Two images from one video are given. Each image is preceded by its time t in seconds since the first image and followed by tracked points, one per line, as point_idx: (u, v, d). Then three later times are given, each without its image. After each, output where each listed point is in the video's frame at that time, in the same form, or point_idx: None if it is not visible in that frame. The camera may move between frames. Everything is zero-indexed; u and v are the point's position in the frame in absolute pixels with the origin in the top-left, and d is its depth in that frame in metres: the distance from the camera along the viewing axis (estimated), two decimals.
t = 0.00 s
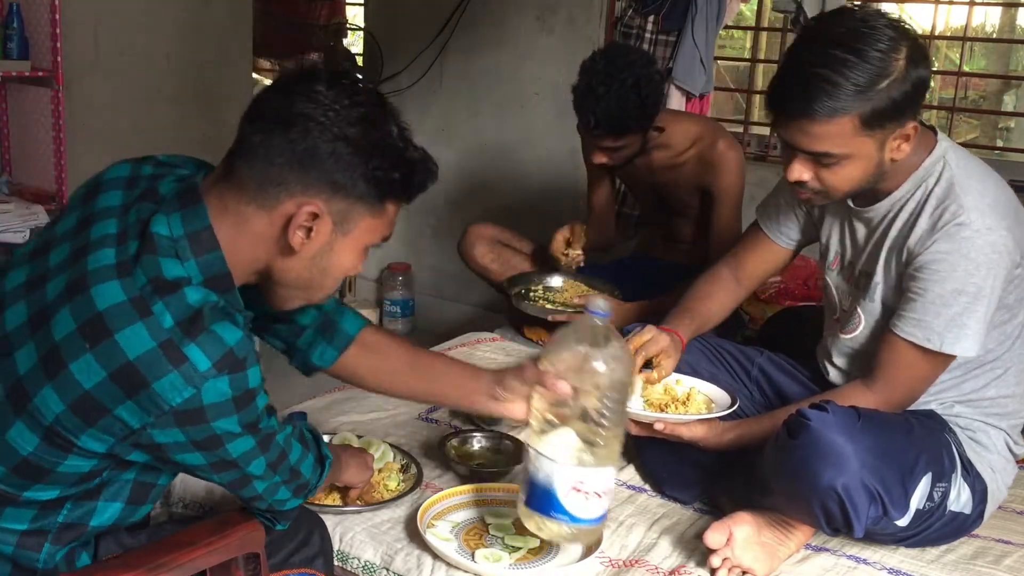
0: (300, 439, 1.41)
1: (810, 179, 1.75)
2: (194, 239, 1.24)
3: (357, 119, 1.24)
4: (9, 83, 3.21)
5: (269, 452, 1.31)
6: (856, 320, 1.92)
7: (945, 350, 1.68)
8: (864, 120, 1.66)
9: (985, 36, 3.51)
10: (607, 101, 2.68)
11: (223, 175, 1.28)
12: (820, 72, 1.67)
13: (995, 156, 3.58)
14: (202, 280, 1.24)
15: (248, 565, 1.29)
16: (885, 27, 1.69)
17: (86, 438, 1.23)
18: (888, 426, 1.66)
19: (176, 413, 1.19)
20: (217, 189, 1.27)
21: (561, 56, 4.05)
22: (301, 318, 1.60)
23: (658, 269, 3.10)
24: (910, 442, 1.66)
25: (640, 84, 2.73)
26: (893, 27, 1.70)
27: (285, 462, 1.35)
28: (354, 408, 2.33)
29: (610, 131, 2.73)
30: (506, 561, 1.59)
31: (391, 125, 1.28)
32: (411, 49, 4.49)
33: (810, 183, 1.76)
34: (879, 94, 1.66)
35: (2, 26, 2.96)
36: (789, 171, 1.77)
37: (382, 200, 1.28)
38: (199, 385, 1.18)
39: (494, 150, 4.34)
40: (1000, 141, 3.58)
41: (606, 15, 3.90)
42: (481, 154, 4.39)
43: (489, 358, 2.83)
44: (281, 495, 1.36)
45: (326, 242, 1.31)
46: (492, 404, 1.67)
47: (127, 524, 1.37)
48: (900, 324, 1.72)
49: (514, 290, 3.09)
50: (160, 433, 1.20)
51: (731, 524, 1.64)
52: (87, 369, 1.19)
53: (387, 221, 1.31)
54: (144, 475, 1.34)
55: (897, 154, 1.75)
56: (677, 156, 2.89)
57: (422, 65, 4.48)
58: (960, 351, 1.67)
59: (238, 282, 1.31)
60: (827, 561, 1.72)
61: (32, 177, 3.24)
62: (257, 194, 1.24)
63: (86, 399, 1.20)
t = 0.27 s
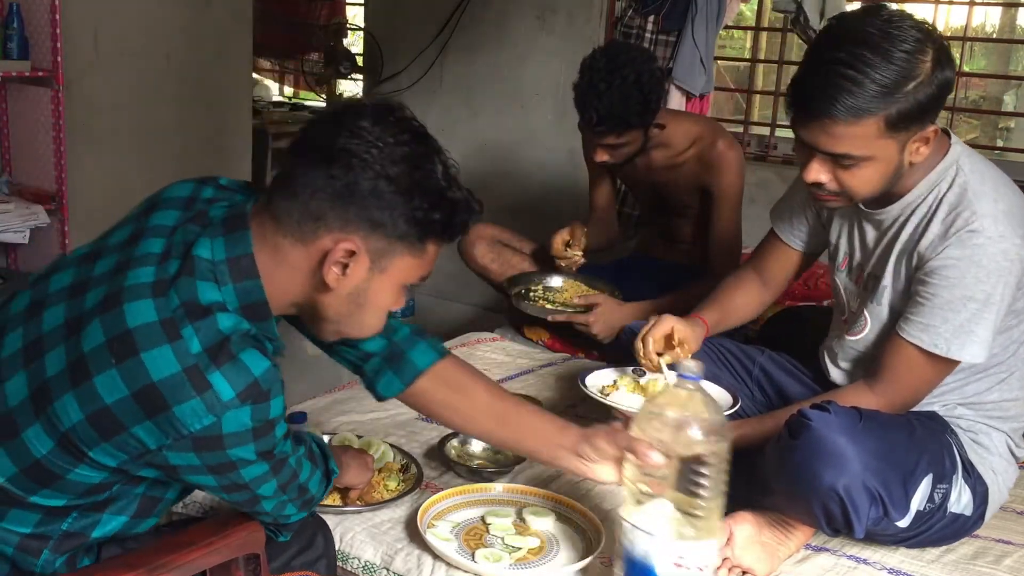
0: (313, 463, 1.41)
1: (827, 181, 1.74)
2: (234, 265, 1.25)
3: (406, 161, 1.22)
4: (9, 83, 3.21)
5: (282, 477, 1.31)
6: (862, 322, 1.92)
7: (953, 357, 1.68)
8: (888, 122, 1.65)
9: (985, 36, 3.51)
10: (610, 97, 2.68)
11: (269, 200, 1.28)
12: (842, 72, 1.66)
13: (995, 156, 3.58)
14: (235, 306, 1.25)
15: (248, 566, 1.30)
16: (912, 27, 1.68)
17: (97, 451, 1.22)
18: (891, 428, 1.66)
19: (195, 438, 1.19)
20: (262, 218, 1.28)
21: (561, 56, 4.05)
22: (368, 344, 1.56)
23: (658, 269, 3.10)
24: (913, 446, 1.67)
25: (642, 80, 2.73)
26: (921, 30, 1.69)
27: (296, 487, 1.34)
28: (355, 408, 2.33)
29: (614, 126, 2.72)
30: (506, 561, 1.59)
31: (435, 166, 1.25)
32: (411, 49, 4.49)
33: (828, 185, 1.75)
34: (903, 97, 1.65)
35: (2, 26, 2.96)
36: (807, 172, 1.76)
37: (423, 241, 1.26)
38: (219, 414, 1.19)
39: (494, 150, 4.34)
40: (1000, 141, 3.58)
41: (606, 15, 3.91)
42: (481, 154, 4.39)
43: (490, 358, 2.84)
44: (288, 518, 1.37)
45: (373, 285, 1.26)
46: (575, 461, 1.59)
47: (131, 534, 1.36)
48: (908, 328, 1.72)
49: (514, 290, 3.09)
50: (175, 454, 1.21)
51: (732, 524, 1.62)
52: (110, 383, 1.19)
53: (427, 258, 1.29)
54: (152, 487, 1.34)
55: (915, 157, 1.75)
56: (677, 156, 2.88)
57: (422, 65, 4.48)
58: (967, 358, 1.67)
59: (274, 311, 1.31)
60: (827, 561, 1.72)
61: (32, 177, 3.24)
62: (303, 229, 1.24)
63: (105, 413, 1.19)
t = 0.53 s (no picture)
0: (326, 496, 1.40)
1: (836, 176, 1.72)
2: (272, 296, 1.24)
3: (454, 210, 1.19)
4: (8, 83, 3.21)
5: (296, 508, 1.29)
6: (863, 322, 1.91)
7: (952, 354, 1.68)
8: (893, 105, 1.66)
9: (985, 36, 3.51)
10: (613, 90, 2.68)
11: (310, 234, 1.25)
12: (841, 62, 1.67)
13: (995, 156, 3.57)
14: (269, 338, 1.24)
15: (249, 566, 1.30)
16: (902, 14, 1.70)
17: (116, 468, 1.21)
18: (892, 428, 1.66)
19: (216, 467, 1.18)
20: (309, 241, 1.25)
21: (561, 56, 4.06)
22: (414, 373, 1.53)
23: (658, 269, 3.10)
24: (915, 447, 1.67)
25: (644, 77, 2.73)
26: (911, 17, 1.71)
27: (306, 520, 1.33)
28: (355, 408, 2.33)
29: (617, 124, 2.71)
30: (506, 561, 1.59)
31: (482, 216, 1.22)
32: (411, 49, 4.50)
33: (837, 181, 1.73)
34: (903, 80, 1.66)
35: (2, 27, 2.96)
36: (815, 167, 1.74)
37: (465, 293, 1.23)
38: (242, 446, 1.17)
39: (494, 150, 4.34)
40: (1000, 141, 3.58)
41: (606, 16, 3.92)
42: (481, 153, 4.39)
43: (490, 358, 2.84)
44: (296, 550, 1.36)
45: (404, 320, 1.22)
46: (638, 498, 1.54)
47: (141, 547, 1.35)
48: (908, 326, 1.72)
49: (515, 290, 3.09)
50: (195, 478, 1.19)
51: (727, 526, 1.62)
52: (138, 403, 1.17)
53: (467, 309, 1.25)
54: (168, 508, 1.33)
55: (917, 144, 1.75)
56: (677, 155, 2.88)
57: (422, 65, 4.48)
58: (967, 355, 1.67)
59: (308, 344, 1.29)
60: (827, 561, 1.72)
61: (32, 177, 3.24)
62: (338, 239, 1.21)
63: (130, 431, 1.18)
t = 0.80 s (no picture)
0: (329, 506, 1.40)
1: (821, 171, 1.73)
2: (276, 300, 1.24)
3: (456, 212, 1.20)
4: (8, 83, 3.21)
5: (297, 511, 1.29)
6: (858, 321, 1.91)
7: (944, 347, 1.68)
8: (870, 94, 1.67)
9: (985, 36, 3.50)
10: (615, 92, 2.68)
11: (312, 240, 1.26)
12: (817, 55, 1.68)
13: (995, 156, 3.57)
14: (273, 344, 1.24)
15: (249, 566, 1.30)
16: (873, 8, 1.73)
17: (118, 470, 1.21)
18: (890, 427, 1.66)
19: (218, 470, 1.18)
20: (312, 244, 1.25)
21: (561, 56, 4.05)
22: (413, 378, 1.51)
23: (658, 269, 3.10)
24: (915, 447, 1.67)
25: (645, 77, 2.73)
26: (881, 8, 1.73)
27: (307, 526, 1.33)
28: (356, 408, 2.33)
29: (618, 124, 2.71)
30: (506, 561, 1.59)
31: (485, 216, 1.23)
32: (410, 49, 4.50)
33: (820, 175, 1.74)
34: (879, 68, 1.67)
35: (2, 27, 2.96)
36: (798, 161, 1.75)
37: (468, 292, 1.24)
38: (245, 450, 1.17)
39: (494, 150, 4.34)
40: (1000, 141, 3.59)
41: (606, 16, 3.92)
42: (481, 153, 4.39)
43: (489, 358, 2.84)
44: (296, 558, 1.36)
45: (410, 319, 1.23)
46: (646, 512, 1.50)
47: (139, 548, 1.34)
48: (901, 321, 1.72)
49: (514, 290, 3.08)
50: (197, 481, 1.19)
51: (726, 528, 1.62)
52: (140, 406, 1.17)
53: (469, 309, 1.27)
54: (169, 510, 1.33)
55: (903, 136, 1.75)
56: (678, 155, 2.88)
57: (422, 64, 4.48)
58: (960, 347, 1.67)
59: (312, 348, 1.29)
60: (827, 561, 1.72)
61: (32, 177, 3.24)
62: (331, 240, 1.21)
63: (132, 434, 1.18)
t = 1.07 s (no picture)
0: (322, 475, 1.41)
1: (779, 173, 1.77)
2: (240, 267, 1.25)
3: (399, 145, 1.23)
4: (8, 83, 3.21)
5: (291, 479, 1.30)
6: (848, 321, 1.92)
7: (927, 340, 1.68)
8: (819, 103, 1.69)
9: (985, 36, 3.50)
10: (615, 92, 2.68)
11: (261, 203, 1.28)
12: (773, 59, 1.72)
13: (995, 156, 3.57)
14: (243, 310, 1.25)
15: (248, 565, 1.30)
16: (835, 15, 1.74)
17: (107, 456, 1.22)
18: (889, 426, 1.66)
19: (207, 440, 1.18)
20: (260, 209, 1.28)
21: (561, 56, 4.05)
22: (358, 338, 1.61)
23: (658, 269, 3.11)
24: (913, 444, 1.67)
25: (645, 78, 2.74)
26: (846, 14, 1.74)
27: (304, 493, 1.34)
28: (356, 407, 2.33)
29: (618, 125, 2.71)
30: (506, 561, 1.59)
31: (428, 148, 1.27)
32: (410, 49, 4.50)
33: (779, 177, 1.78)
34: (831, 75, 1.69)
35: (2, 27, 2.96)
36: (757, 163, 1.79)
37: (423, 225, 1.27)
38: (233, 416, 1.18)
39: (494, 150, 4.34)
40: (1000, 141, 3.55)
41: (606, 15, 3.90)
42: (481, 153, 4.39)
43: (489, 358, 2.84)
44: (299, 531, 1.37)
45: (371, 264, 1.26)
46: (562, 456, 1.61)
47: (131, 537, 1.35)
48: (887, 318, 1.72)
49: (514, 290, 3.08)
50: (189, 456, 1.20)
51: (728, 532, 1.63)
52: (120, 388, 1.17)
53: (428, 242, 1.30)
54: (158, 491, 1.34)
55: (862, 142, 1.77)
56: (677, 155, 2.88)
57: (422, 64, 4.48)
58: (943, 339, 1.66)
59: (279, 309, 1.31)
60: (827, 561, 1.72)
61: (32, 177, 3.24)
62: (282, 214, 1.24)
63: (117, 418, 1.18)
